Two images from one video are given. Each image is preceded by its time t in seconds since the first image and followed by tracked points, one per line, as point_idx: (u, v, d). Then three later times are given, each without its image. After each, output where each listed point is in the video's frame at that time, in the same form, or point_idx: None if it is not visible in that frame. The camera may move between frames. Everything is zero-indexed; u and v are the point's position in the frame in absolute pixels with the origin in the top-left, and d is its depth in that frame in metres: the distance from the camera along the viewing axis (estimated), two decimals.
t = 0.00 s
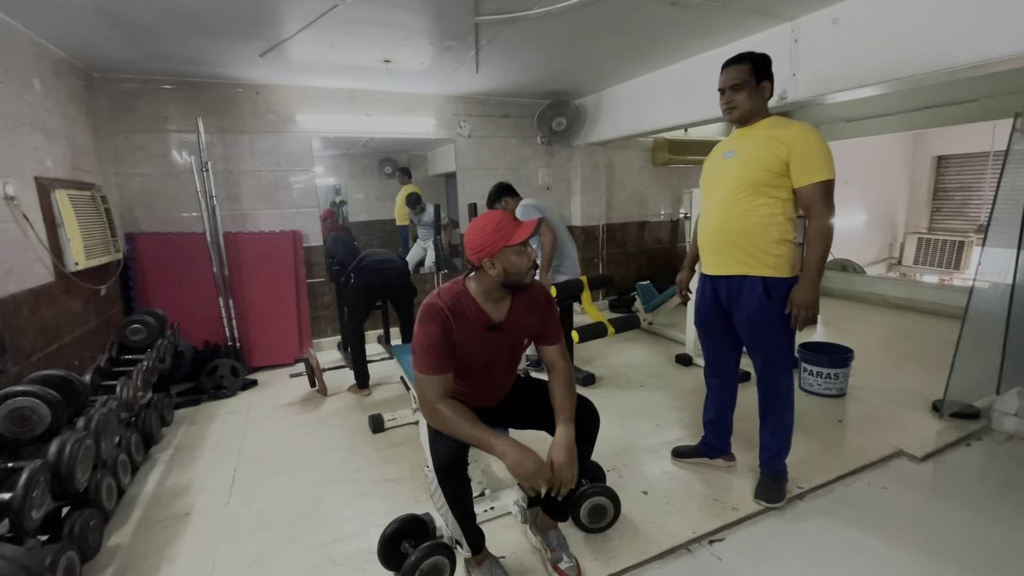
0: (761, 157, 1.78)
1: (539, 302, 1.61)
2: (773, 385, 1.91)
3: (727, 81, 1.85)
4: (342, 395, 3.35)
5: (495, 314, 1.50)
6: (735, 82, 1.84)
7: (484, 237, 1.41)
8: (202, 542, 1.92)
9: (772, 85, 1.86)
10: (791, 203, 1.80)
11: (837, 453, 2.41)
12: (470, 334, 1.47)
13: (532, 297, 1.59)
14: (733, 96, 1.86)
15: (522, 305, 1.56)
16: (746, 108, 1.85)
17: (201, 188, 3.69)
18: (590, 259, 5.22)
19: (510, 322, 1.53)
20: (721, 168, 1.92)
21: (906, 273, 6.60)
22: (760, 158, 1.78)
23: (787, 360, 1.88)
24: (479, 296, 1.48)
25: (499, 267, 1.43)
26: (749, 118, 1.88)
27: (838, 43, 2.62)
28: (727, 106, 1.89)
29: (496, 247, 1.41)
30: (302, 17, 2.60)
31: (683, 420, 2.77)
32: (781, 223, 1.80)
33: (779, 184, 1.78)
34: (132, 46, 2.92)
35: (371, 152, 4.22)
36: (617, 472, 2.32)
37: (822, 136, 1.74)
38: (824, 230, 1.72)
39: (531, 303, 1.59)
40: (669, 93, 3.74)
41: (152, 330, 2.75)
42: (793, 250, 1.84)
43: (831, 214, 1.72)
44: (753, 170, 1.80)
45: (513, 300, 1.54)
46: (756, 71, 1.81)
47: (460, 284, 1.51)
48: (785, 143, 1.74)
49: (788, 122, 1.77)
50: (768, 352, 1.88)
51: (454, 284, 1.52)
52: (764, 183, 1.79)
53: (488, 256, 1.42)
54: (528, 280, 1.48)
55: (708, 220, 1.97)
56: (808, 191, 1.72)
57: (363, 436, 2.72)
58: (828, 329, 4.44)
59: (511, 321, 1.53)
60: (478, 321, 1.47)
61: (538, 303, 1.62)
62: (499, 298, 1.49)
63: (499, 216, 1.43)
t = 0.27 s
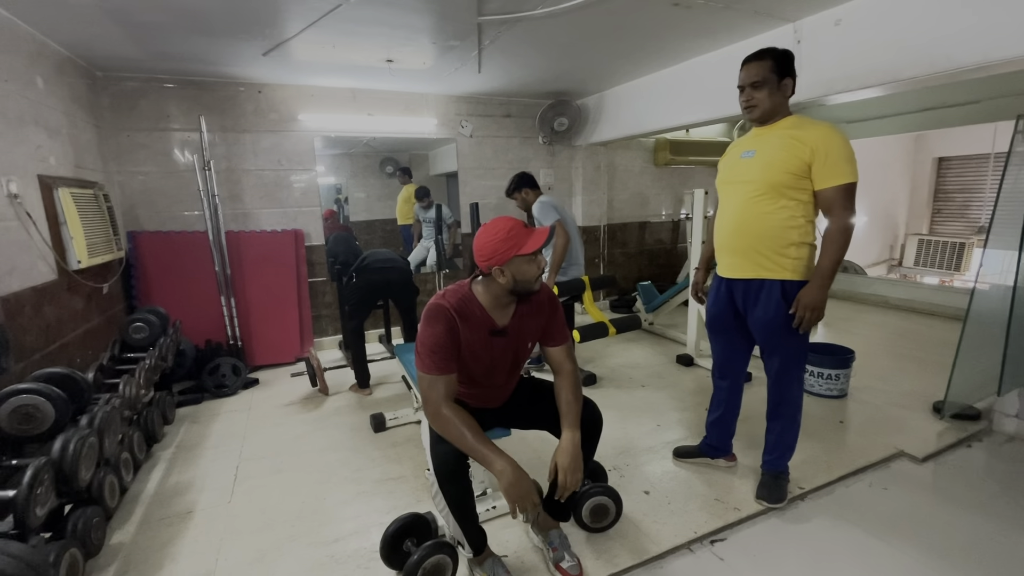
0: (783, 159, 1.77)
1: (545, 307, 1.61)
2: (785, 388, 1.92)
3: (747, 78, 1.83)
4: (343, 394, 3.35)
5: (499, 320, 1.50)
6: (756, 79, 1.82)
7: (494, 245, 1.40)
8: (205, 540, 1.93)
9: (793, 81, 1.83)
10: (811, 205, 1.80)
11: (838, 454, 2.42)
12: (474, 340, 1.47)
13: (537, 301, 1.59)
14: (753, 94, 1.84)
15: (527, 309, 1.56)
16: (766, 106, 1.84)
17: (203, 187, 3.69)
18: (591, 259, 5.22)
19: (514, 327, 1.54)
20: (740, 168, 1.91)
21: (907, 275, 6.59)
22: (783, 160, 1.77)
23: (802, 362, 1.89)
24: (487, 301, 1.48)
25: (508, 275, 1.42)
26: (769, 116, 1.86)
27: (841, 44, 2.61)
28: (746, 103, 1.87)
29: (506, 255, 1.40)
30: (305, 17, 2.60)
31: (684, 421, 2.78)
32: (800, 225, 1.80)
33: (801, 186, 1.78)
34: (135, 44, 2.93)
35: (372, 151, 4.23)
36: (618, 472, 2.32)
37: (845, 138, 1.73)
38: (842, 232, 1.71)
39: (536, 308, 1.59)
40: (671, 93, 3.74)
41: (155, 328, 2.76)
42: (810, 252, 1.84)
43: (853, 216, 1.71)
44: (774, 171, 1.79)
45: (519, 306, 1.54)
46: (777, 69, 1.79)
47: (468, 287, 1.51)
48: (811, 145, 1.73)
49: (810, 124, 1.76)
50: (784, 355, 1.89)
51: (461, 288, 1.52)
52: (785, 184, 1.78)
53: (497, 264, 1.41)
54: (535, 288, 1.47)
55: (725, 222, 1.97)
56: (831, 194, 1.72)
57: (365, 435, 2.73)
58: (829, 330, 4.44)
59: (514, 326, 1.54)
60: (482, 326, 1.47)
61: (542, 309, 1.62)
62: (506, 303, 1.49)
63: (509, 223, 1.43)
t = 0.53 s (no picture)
0: (805, 159, 1.76)
1: (549, 310, 1.61)
2: (793, 387, 1.93)
3: (768, 75, 1.83)
4: (346, 392, 3.37)
5: (502, 322, 1.51)
6: (776, 76, 1.81)
7: (498, 251, 1.40)
8: (210, 536, 1.94)
9: (816, 81, 1.81)
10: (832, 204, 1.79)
11: (841, 455, 2.42)
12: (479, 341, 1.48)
13: (542, 304, 1.59)
14: (772, 91, 1.83)
15: (532, 312, 1.57)
16: (785, 104, 1.82)
17: (208, 186, 3.71)
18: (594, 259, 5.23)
19: (518, 329, 1.55)
20: (758, 168, 1.90)
21: (911, 276, 6.57)
22: (804, 161, 1.76)
23: (813, 362, 1.89)
24: (491, 303, 1.49)
25: (513, 278, 1.43)
26: (788, 115, 1.84)
27: (846, 45, 2.61)
28: (765, 101, 1.87)
29: (511, 259, 1.40)
30: (311, 17, 2.61)
31: (686, 421, 2.78)
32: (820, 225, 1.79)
33: (820, 186, 1.76)
34: (142, 44, 2.94)
35: (375, 150, 4.24)
36: (621, 471, 2.33)
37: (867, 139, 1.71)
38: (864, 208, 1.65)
39: (541, 310, 1.59)
40: (675, 94, 3.74)
41: (160, 326, 2.77)
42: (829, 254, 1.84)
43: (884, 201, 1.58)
44: (795, 172, 1.78)
45: (524, 308, 1.54)
46: (798, 66, 1.78)
47: (473, 289, 1.52)
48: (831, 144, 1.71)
49: (831, 124, 1.74)
50: (798, 355, 1.88)
51: (466, 290, 1.52)
52: (804, 185, 1.77)
53: (501, 269, 1.41)
54: (541, 291, 1.48)
55: (742, 223, 1.96)
56: (864, 178, 1.61)
57: (368, 433, 2.74)
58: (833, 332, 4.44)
59: (518, 328, 1.55)
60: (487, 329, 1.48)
61: (547, 311, 1.62)
62: (511, 306, 1.50)
63: (514, 226, 1.43)
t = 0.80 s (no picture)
0: (820, 151, 1.75)
1: (555, 309, 1.62)
2: (799, 387, 1.93)
3: (786, 67, 1.82)
4: (351, 389, 3.38)
5: (509, 321, 1.52)
6: (795, 69, 1.80)
7: (504, 252, 1.39)
8: (216, 531, 1.96)
9: (836, 79, 1.79)
10: (845, 195, 1.79)
11: (845, 455, 2.41)
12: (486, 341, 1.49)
13: (547, 303, 1.60)
14: (788, 84, 1.83)
15: (538, 311, 1.57)
16: (798, 99, 1.82)
17: (215, 184, 3.72)
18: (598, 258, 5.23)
19: (524, 328, 1.56)
20: (770, 163, 1.89)
21: (917, 276, 6.53)
22: (818, 153, 1.76)
23: (818, 362, 1.89)
24: (498, 302, 1.49)
25: (520, 279, 1.43)
26: (799, 109, 1.84)
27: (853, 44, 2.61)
28: (780, 93, 1.86)
29: (518, 259, 1.40)
30: (317, 15, 2.62)
31: (690, 420, 2.78)
32: (831, 222, 1.79)
33: (833, 180, 1.76)
34: (149, 42, 2.96)
35: (380, 149, 4.25)
36: (625, 470, 2.33)
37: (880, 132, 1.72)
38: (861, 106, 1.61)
39: (546, 309, 1.60)
40: (680, 93, 3.74)
41: (167, 322, 2.79)
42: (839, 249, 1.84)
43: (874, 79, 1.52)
44: (810, 164, 1.77)
45: (530, 308, 1.55)
46: (819, 62, 1.76)
47: (479, 288, 1.52)
48: (846, 132, 1.69)
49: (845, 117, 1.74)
50: (805, 355, 1.88)
51: (472, 289, 1.52)
52: (818, 177, 1.77)
53: (507, 270, 1.41)
54: (546, 291, 1.48)
55: (751, 219, 1.95)
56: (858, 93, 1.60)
57: (373, 430, 2.75)
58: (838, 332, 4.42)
59: (524, 327, 1.55)
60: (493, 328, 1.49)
61: (552, 310, 1.62)
62: (517, 305, 1.50)
63: (520, 227, 1.43)
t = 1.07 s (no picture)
0: (827, 146, 1.74)
1: (561, 306, 1.62)
2: (803, 386, 1.92)
3: (794, 67, 1.82)
4: (355, 385, 3.40)
5: (515, 318, 1.52)
6: (803, 69, 1.80)
7: (511, 250, 1.39)
8: (222, 525, 1.97)
9: (844, 77, 1.80)
10: (850, 191, 1.78)
11: (850, 455, 2.41)
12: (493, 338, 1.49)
13: (554, 301, 1.60)
14: (797, 84, 1.83)
15: (544, 308, 1.57)
16: (808, 97, 1.82)
17: (221, 181, 3.73)
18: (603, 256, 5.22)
19: (530, 325, 1.56)
20: (776, 158, 1.88)
21: (923, 276, 6.50)
22: (825, 148, 1.74)
23: (823, 360, 1.88)
24: (505, 299, 1.50)
25: (527, 276, 1.43)
26: (810, 108, 1.84)
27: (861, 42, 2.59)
28: (789, 92, 1.86)
29: (526, 257, 1.40)
30: (324, 12, 2.62)
31: (694, 419, 2.78)
32: (836, 217, 1.78)
33: (839, 177, 1.75)
34: (156, 39, 2.97)
35: (385, 146, 4.24)
36: (628, 468, 2.33)
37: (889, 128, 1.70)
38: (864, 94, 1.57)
39: (553, 307, 1.60)
40: (686, 91, 3.72)
41: (174, 318, 2.81)
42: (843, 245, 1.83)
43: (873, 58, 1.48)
44: (816, 160, 1.76)
45: (536, 305, 1.55)
46: (827, 60, 1.76)
47: (486, 286, 1.52)
48: (853, 129, 1.67)
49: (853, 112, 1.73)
50: (809, 354, 1.88)
51: (479, 286, 1.53)
52: (824, 172, 1.76)
53: (514, 268, 1.41)
54: (553, 289, 1.49)
55: (755, 214, 1.94)
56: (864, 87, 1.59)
57: (377, 427, 2.76)
58: (843, 332, 4.41)
59: (530, 324, 1.56)
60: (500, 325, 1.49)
61: (559, 308, 1.62)
62: (523, 302, 1.50)
63: (528, 225, 1.43)
